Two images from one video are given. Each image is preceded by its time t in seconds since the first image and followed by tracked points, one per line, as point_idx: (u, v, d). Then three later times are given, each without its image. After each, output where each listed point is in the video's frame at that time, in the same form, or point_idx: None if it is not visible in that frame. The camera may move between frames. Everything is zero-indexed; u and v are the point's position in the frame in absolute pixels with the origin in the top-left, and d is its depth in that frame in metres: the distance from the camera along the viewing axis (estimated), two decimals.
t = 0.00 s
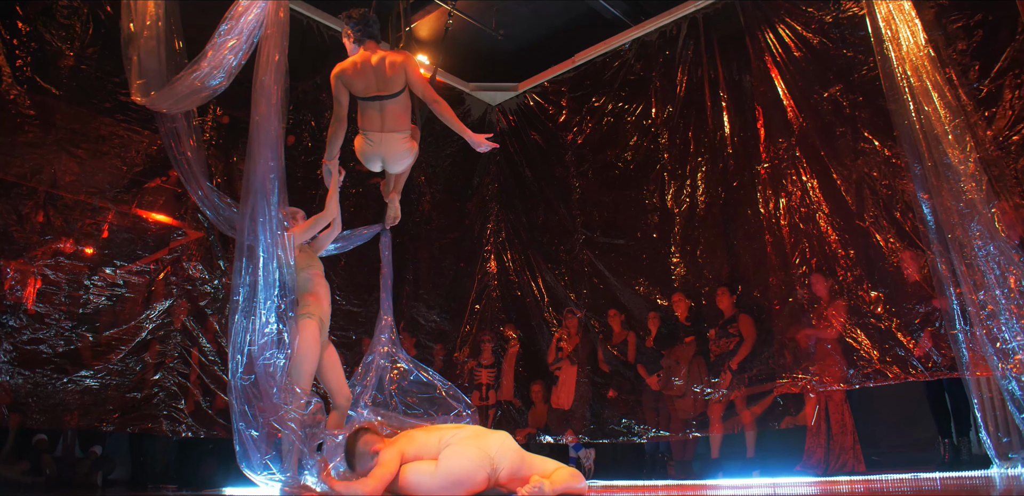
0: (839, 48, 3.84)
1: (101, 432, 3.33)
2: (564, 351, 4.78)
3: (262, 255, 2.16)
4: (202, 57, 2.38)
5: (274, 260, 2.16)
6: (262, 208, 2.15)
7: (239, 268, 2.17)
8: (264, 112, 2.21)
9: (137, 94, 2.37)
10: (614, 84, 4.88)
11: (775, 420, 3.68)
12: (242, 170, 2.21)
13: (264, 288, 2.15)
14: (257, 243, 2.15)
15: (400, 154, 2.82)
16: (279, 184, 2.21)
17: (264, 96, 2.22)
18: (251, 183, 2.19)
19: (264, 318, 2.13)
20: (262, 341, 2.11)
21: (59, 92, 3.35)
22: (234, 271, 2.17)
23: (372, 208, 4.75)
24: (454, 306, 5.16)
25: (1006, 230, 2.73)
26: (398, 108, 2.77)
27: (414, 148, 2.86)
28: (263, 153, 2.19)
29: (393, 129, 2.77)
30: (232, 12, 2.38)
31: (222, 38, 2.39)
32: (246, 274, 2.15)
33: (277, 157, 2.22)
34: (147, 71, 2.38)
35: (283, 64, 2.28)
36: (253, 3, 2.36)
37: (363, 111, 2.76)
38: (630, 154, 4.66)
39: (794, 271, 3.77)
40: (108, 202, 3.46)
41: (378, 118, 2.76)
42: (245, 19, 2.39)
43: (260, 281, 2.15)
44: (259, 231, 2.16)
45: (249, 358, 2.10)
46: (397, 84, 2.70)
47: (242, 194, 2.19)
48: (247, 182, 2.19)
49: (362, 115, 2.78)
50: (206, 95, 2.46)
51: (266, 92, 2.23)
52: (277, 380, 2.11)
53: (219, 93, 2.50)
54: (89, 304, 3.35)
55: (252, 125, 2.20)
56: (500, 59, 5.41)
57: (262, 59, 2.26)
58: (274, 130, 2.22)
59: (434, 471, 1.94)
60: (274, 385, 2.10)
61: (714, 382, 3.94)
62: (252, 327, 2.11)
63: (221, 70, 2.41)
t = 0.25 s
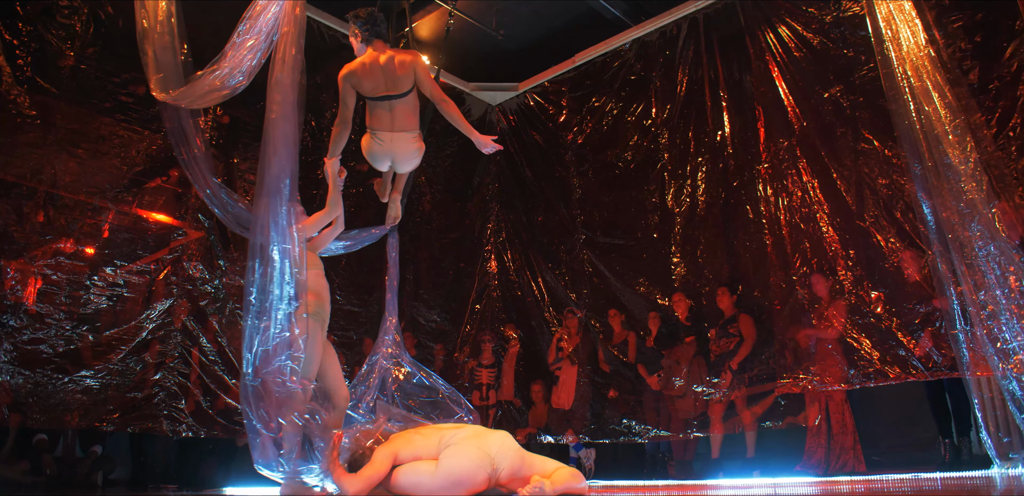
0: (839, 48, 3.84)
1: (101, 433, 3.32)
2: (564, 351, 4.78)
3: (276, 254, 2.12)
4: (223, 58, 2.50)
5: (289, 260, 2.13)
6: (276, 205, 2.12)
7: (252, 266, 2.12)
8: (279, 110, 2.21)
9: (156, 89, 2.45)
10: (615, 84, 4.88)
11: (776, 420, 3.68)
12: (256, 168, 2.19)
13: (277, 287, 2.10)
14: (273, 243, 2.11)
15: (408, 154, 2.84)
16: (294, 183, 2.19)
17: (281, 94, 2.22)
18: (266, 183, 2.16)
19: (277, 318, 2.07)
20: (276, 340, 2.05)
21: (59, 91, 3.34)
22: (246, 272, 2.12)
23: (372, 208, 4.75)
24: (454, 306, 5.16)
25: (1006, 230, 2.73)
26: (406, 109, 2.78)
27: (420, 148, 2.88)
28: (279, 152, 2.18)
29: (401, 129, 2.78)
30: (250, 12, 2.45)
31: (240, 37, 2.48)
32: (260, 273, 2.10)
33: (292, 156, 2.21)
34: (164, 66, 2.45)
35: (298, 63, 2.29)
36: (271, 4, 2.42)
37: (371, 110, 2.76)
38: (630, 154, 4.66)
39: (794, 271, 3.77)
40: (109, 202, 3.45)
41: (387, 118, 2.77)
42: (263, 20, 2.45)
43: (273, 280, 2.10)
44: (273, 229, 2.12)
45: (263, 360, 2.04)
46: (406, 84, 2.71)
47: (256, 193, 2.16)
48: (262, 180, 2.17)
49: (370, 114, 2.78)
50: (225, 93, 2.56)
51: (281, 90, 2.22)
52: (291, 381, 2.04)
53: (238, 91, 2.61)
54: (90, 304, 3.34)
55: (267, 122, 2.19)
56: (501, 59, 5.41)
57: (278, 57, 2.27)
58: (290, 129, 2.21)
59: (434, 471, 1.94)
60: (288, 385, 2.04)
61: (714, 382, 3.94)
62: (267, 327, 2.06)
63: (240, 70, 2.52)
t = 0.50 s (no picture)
0: (839, 49, 3.84)
1: (100, 433, 3.31)
2: (564, 352, 4.77)
3: (297, 252, 2.13)
4: (228, 55, 2.48)
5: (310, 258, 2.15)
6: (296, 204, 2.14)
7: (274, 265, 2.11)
8: (294, 108, 2.22)
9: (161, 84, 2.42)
10: (615, 85, 4.88)
11: (776, 421, 3.67)
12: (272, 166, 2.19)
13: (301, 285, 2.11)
14: (293, 242, 2.12)
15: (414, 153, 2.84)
16: (310, 181, 2.20)
17: (293, 91, 2.24)
18: (283, 182, 2.16)
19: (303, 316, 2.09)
20: (301, 339, 2.06)
21: (59, 92, 3.34)
22: (267, 273, 2.11)
23: (371, 209, 4.75)
24: (454, 307, 5.16)
25: (1006, 230, 2.73)
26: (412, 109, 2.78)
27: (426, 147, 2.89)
28: (297, 151, 2.18)
29: (407, 129, 2.78)
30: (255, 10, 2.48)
31: (246, 34, 2.50)
32: (282, 272, 2.10)
33: (309, 154, 2.21)
34: (170, 62, 2.43)
35: (310, 62, 2.30)
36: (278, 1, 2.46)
37: (378, 110, 2.77)
38: (630, 155, 4.66)
39: (794, 272, 3.77)
40: (109, 203, 3.45)
41: (394, 117, 2.78)
42: (270, 17, 2.49)
43: (296, 278, 2.11)
44: (294, 228, 2.14)
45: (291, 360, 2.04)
46: (413, 82, 2.72)
47: (274, 192, 2.16)
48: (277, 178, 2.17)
49: (376, 113, 2.78)
50: (230, 90, 2.53)
51: (294, 88, 2.24)
52: (317, 379, 2.07)
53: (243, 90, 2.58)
54: (89, 305, 3.34)
55: (280, 120, 2.20)
56: (501, 60, 5.41)
57: (289, 55, 2.28)
58: (305, 128, 2.22)
59: (434, 472, 1.94)
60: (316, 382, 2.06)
61: (715, 382, 3.94)
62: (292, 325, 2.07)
63: (246, 67, 2.51)
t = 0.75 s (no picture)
0: (841, 50, 3.84)
1: (102, 435, 3.32)
2: (566, 353, 4.77)
3: (320, 252, 2.18)
4: (226, 51, 2.49)
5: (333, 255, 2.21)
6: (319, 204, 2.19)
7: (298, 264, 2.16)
8: (309, 107, 2.23)
9: (158, 77, 2.47)
10: (616, 85, 4.88)
11: (779, 421, 3.67)
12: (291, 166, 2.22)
13: (324, 283, 2.17)
14: (316, 241, 2.17)
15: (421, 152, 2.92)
16: (329, 180, 2.23)
17: (307, 91, 2.25)
18: (303, 182, 2.20)
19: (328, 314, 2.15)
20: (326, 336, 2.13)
21: (61, 94, 3.34)
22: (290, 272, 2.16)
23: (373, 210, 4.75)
24: (456, 308, 5.16)
25: (1009, 231, 2.73)
26: (418, 110, 2.82)
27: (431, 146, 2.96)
28: (316, 151, 2.22)
29: (414, 130, 2.84)
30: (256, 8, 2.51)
31: (246, 30, 2.52)
32: (306, 271, 2.15)
33: (328, 154, 2.25)
34: (168, 57, 2.48)
35: (323, 61, 2.30)
36: None
37: (383, 108, 2.78)
38: (632, 155, 4.66)
39: (796, 272, 3.76)
40: (111, 205, 3.45)
41: (399, 116, 2.81)
42: (270, 14, 2.52)
43: (321, 277, 2.16)
44: (317, 228, 2.19)
45: (320, 359, 2.10)
46: (419, 81, 2.75)
47: (295, 192, 2.20)
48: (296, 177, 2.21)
49: (381, 112, 2.80)
50: (227, 86, 2.54)
51: (308, 88, 2.25)
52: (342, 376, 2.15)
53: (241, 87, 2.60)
54: (91, 306, 3.34)
55: (296, 119, 2.22)
56: (502, 61, 5.41)
57: (299, 54, 2.27)
58: (325, 127, 2.25)
59: (436, 472, 1.94)
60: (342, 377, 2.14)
61: (717, 383, 3.93)
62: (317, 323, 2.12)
63: (244, 62, 2.52)
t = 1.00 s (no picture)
0: (844, 49, 3.83)
1: (104, 433, 3.34)
2: (568, 352, 4.77)
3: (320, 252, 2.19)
4: (227, 46, 2.54)
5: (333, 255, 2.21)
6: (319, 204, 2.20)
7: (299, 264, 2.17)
8: (311, 107, 2.24)
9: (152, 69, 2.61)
10: (618, 84, 4.87)
11: (781, 420, 3.68)
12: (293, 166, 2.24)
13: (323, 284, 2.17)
14: (316, 240, 2.18)
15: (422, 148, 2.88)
16: (329, 180, 2.25)
17: (311, 91, 2.26)
18: (304, 182, 2.21)
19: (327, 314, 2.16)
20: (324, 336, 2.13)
21: (63, 92, 3.34)
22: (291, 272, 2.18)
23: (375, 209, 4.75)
24: (458, 307, 5.16)
25: (1012, 230, 2.72)
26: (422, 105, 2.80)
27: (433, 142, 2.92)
28: (317, 150, 2.23)
29: (416, 124, 2.80)
30: (260, 5, 2.52)
31: (247, 27, 2.54)
32: (306, 271, 2.16)
33: (328, 153, 2.26)
34: (163, 51, 2.62)
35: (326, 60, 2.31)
36: None
37: (387, 103, 2.77)
38: (634, 154, 4.66)
39: (799, 272, 3.76)
40: (114, 203, 3.45)
41: (403, 111, 2.79)
42: (274, 14, 2.54)
43: (321, 276, 2.17)
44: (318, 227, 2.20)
45: (318, 360, 2.10)
46: (424, 77, 2.74)
47: (296, 192, 2.22)
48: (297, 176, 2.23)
49: (385, 106, 2.79)
50: (226, 82, 2.59)
51: (311, 87, 2.26)
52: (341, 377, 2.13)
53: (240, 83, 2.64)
54: (94, 304, 3.35)
55: (298, 119, 2.24)
56: (504, 59, 5.41)
57: (303, 53, 2.28)
58: (326, 127, 2.27)
59: (439, 471, 1.95)
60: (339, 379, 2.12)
61: (719, 382, 3.93)
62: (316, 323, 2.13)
63: (244, 59, 2.56)
